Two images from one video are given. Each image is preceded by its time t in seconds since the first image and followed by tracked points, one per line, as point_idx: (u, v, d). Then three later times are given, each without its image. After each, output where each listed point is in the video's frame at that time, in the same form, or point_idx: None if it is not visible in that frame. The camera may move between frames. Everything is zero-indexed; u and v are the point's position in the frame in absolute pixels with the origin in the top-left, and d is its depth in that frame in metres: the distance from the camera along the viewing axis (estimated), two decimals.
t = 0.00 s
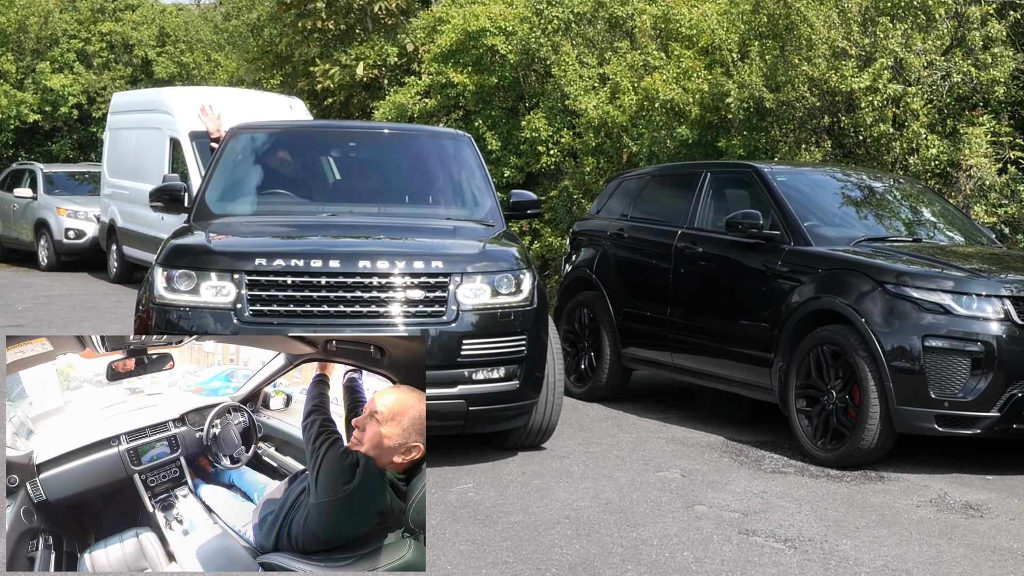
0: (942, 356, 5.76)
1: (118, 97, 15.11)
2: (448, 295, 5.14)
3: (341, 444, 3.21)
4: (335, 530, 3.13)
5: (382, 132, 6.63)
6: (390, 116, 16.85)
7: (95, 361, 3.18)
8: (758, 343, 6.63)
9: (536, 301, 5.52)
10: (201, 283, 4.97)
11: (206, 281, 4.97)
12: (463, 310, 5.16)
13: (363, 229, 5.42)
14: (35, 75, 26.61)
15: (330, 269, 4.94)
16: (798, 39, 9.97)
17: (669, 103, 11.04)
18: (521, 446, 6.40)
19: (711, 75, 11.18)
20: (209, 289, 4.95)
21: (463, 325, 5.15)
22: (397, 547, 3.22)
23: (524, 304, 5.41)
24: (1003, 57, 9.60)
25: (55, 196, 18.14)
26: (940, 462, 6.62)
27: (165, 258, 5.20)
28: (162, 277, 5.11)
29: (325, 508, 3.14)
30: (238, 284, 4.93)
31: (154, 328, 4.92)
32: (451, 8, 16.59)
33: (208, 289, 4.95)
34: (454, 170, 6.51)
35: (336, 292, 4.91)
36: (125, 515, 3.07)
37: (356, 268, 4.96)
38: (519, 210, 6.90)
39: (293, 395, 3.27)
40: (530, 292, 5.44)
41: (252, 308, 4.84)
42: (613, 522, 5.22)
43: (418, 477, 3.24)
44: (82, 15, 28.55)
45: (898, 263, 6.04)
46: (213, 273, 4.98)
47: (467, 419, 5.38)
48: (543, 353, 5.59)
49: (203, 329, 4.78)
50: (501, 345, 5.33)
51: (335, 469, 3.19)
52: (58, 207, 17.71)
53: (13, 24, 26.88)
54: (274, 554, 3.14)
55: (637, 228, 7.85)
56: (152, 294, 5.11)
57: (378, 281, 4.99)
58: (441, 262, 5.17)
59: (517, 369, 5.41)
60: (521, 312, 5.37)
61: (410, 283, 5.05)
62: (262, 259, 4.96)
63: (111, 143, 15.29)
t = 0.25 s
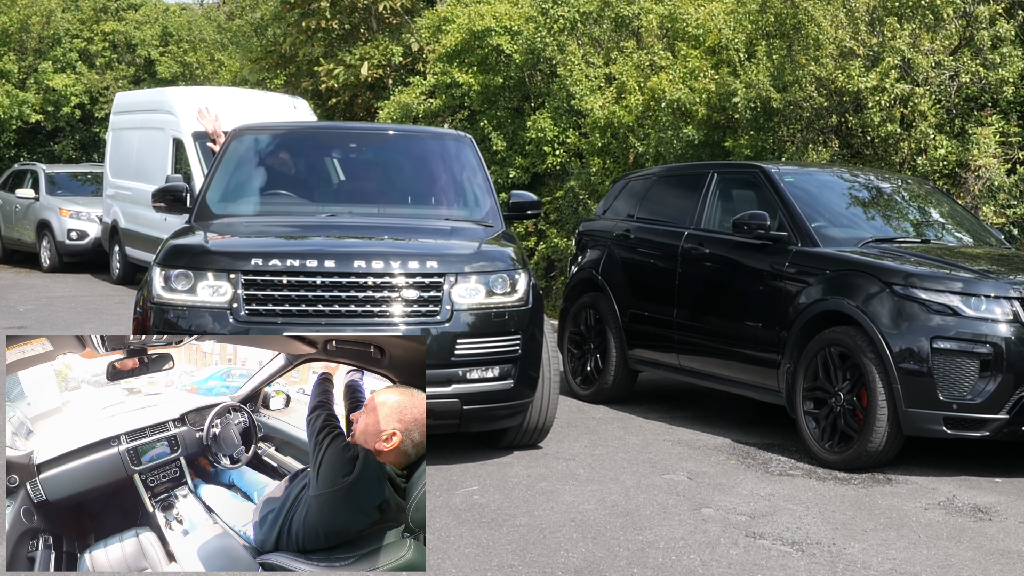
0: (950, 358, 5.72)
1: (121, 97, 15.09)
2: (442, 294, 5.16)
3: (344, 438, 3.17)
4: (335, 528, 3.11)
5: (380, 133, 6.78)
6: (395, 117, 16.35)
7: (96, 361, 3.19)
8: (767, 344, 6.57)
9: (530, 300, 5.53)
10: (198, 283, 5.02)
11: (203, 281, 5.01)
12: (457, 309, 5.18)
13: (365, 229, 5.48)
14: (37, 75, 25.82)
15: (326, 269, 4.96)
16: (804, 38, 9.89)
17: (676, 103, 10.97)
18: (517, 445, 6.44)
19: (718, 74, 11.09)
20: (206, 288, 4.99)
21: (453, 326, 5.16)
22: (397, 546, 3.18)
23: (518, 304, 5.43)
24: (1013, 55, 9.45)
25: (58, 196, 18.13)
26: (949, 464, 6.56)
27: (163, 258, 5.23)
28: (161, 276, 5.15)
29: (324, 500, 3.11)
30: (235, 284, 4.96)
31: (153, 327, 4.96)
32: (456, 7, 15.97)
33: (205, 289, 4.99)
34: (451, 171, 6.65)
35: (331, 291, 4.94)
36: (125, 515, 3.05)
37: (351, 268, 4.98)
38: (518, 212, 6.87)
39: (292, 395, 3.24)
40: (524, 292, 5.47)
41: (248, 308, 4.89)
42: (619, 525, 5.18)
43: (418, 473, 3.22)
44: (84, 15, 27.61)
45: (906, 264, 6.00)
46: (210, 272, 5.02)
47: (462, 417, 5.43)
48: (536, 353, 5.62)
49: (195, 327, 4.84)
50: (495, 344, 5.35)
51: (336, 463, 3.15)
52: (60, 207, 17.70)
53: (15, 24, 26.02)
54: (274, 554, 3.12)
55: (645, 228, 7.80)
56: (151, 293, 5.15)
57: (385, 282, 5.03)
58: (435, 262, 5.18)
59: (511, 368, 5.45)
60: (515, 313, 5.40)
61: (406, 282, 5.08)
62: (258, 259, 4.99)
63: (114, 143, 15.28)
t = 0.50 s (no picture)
0: (959, 360, 5.67)
1: (123, 97, 15.07)
2: (436, 293, 5.25)
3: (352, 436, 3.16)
4: (337, 528, 3.07)
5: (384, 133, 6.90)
6: (400, 117, 16.21)
7: (95, 361, 3.19)
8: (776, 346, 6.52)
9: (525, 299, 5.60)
10: (195, 282, 5.11)
11: (200, 280, 5.10)
12: (451, 309, 5.26)
13: (363, 229, 5.57)
14: (39, 74, 25.51)
15: (321, 268, 5.07)
16: (812, 38, 9.82)
17: (683, 103, 10.90)
18: (513, 444, 6.47)
19: (725, 74, 11.01)
20: (203, 288, 5.08)
21: (445, 325, 5.25)
22: (397, 547, 3.15)
23: (513, 304, 5.49)
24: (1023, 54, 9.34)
25: (60, 197, 18.12)
26: (957, 467, 6.51)
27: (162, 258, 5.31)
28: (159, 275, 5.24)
29: (327, 502, 3.09)
30: (231, 283, 5.06)
31: (151, 326, 5.04)
32: (461, 6, 15.70)
33: (202, 288, 5.08)
34: (452, 172, 6.75)
35: (326, 290, 5.04)
36: (124, 515, 3.03)
37: (346, 268, 5.09)
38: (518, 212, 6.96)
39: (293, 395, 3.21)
40: (518, 292, 5.53)
41: (243, 306, 5.00)
42: (625, 528, 5.14)
43: (418, 473, 3.21)
44: (87, 14, 26.80)
45: (914, 265, 5.95)
46: (207, 271, 5.11)
47: (457, 416, 5.49)
48: (532, 353, 5.68)
49: (191, 326, 4.92)
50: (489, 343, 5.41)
51: (343, 464, 3.12)
52: (63, 208, 17.71)
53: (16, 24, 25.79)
54: (274, 554, 3.07)
55: (651, 229, 7.77)
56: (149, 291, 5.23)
57: (381, 281, 5.13)
58: (429, 261, 5.27)
59: (505, 368, 5.51)
60: (509, 312, 5.46)
61: (403, 282, 5.17)
62: (254, 259, 5.09)
63: (117, 143, 15.27)
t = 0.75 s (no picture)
0: (967, 361, 5.63)
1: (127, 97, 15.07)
2: (431, 293, 5.28)
3: (350, 439, 3.12)
4: (337, 529, 3.04)
5: (386, 134, 6.89)
6: (405, 117, 16.16)
7: (95, 361, 3.17)
8: (783, 348, 6.48)
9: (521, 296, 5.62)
10: (193, 282, 5.16)
11: (198, 279, 5.16)
12: (445, 307, 5.29)
13: (360, 230, 5.60)
14: (41, 74, 25.31)
15: (316, 268, 5.11)
16: (819, 38, 9.77)
17: (689, 103, 10.86)
18: (509, 442, 6.50)
19: (731, 74, 10.93)
20: (201, 287, 5.14)
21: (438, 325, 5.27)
22: (397, 546, 3.11)
23: (508, 304, 5.52)
24: None
25: (62, 197, 18.13)
26: (966, 470, 6.46)
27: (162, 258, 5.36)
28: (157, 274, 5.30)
29: (326, 503, 3.05)
30: (229, 283, 5.11)
31: (151, 326, 5.11)
32: (466, 6, 15.71)
33: (199, 288, 5.14)
34: (453, 172, 6.73)
35: (323, 289, 5.09)
36: (124, 515, 3.00)
37: (341, 267, 5.13)
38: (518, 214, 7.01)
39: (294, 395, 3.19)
40: (513, 291, 5.56)
41: (240, 306, 5.05)
42: (631, 532, 5.10)
43: (418, 473, 3.17)
44: (89, 14, 26.67)
45: (922, 266, 5.91)
46: (204, 271, 5.17)
47: (451, 415, 5.54)
48: (527, 352, 5.72)
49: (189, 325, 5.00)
50: (483, 342, 5.45)
51: (341, 466, 3.09)
52: (65, 208, 17.72)
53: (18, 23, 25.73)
54: (274, 554, 3.05)
55: (658, 230, 7.72)
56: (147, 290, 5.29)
57: (377, 280, 5.17)
58: (424, 261, 5.31)
59: (500, 366, 5.56)
60: (504, 311, 5.50)
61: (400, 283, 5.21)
62: (251, 258, 5.14)
63: (120, 144, 15.26)
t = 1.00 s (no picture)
0: (976, 363, 5.58)
1: (130, 98, 15.06)
2: (426, 292, 5.39)
3: (348, 442, 3.09)
4: (336, 530, 3.01)
5: (388, 135, 7.07)
6: (409, 117, 16.09)
7: (95, 361, 3.14)
8: (789, 349, 6.45)
9: (517, 296, 5.73)
10: (191, 281, 5.33)
11: (196, 279, 5.33)
12: (439, 306, 5.40)
13: (362, 230, 5.75)
14: (43, 74, 25.22)
15: (312, 267, 5.25)
16: (827, 37, 9.71)
17: (695, 103, 10.75)
18: (504, 441, 6.57)
19: (738, 74, 10.86)
20: (199, 286, 5.31)
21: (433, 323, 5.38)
22: (397, 546, 3.10)
23: (503, 303, 5.63)
24: None
25: (65, 198, 18.14)
26: (974, 472, 6.41)
27: (162, 258, 5.52)
28: (156, 274, 5.46)
29: (325, 505, 3.02)
30: (225, 283, 5.28)
31: (150, 325, 5.28)
32: (471, 6, 15.66)
33: (197, 287, 5.31)
34: (453, 173, 6.89)
35: (318, 289, 5.24)
36: (125, 515, 2.99)
37: (337, 267, 5.27)
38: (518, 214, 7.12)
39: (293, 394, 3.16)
40: (509, 290, 5.67)
41: (236, 304, 5.22)
42: (637, 535, 5.06)
43: (418, 474, 3.14)
44: (92, 13, 26.71)
45: (931, 267, 5.86)
46: (202, 271, 5.33)
47: (447, 412, 5.63)
48: (523, 352, 5.80)
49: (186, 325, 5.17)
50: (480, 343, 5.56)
51: (338, 468, 3.07)
52: (68, 209, 17.73)
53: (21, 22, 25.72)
54: (274, 554, 3.02)
55: (664, 232, 7.68)
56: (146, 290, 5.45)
57: (372, 280, 5.30)
58: (420, 261, 5.43)
59: (495, 365, 5.64)
60: (500, 310, 5.61)
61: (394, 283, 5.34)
62: (248, 258, 5.30)
63: (123, 144, 15.25)
